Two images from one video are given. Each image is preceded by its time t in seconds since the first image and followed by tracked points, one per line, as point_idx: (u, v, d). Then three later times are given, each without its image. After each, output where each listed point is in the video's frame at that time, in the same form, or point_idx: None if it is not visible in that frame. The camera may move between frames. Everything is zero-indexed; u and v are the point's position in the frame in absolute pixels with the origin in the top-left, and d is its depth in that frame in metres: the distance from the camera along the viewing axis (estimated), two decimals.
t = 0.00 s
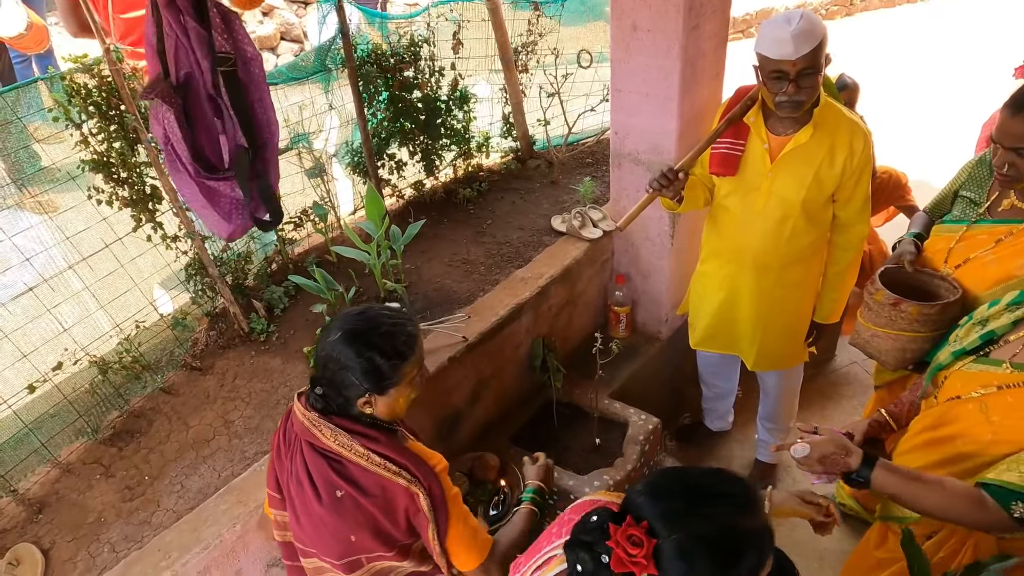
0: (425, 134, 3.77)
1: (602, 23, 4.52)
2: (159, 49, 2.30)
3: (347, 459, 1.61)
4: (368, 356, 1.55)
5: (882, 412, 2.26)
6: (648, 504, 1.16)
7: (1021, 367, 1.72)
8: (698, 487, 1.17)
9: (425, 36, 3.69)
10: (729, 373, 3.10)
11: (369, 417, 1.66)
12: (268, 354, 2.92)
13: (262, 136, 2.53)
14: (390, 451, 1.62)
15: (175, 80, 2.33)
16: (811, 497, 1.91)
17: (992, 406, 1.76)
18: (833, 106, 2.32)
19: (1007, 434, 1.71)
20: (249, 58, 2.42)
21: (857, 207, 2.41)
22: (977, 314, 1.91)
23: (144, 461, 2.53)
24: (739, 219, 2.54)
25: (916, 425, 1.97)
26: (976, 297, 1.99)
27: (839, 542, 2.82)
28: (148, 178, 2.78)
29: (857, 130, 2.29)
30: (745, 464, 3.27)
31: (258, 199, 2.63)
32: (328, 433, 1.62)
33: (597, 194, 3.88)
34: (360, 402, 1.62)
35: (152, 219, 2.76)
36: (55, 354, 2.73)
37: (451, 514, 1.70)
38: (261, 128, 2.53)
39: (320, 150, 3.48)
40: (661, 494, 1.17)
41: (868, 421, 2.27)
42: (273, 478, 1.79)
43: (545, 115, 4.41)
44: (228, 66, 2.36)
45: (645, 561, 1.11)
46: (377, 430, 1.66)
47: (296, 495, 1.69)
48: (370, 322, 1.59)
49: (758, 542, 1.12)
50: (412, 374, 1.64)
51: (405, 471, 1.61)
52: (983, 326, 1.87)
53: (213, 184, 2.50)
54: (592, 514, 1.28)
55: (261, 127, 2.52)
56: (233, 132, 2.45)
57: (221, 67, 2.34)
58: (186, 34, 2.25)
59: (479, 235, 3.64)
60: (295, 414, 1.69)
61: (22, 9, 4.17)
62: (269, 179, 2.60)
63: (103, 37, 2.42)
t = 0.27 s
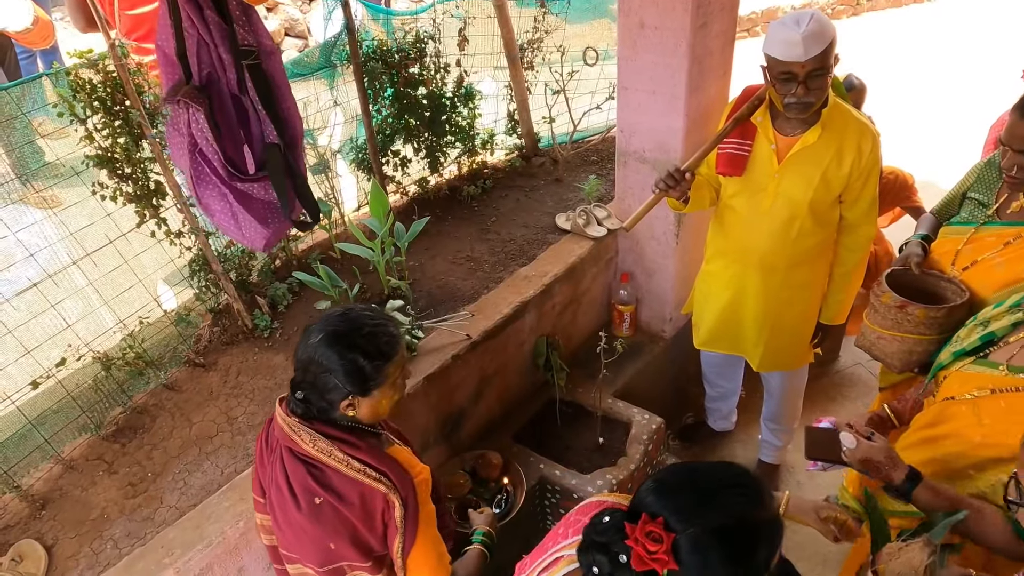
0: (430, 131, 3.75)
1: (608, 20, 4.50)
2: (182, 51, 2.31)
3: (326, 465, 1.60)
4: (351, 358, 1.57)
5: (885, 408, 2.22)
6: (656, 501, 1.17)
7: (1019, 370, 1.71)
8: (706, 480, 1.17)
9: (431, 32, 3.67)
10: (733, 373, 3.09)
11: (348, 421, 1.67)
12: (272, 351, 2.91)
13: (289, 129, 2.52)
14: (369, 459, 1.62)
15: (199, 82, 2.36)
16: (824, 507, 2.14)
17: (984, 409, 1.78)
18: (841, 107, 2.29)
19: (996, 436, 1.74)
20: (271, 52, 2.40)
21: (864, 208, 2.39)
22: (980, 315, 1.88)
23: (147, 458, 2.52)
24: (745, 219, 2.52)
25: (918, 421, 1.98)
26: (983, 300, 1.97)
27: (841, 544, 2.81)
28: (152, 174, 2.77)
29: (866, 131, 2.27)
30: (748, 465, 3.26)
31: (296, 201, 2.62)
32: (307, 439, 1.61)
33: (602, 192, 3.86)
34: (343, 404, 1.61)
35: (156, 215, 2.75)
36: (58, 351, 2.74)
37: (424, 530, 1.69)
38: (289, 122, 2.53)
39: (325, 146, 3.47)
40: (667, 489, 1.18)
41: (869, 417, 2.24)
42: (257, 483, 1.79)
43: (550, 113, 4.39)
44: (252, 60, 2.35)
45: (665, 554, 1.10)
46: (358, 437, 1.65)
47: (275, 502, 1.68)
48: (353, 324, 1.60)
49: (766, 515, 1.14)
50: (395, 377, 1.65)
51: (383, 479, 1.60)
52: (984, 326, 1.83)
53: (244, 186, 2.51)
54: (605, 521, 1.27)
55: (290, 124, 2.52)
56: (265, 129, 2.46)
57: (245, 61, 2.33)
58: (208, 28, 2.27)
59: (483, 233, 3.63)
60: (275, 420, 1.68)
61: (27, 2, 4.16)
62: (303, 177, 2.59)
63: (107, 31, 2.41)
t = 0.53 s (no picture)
0: (432, 128, 3.74)
1: (611, 18, 4.48)
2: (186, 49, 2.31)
3: (299, 476, 1.58)
4: (325, 365, 1.54)
5: (891, 406, 2.15)
6: (660, 505, 1.14)
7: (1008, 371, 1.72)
8: (700, 477, 1.16)
9: (433, 29, 3.66)
10: (734, 372, 3.09)
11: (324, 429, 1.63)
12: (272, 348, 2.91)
13: (291, 129, 2.52)
14: (341, 470, 1.57)
15: (201, 79, 2.36)
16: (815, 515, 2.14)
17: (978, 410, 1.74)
18: (845, 107, 2.28)
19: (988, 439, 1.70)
20: (277, 49, 2.41)
21: (866, 209, 2.38)
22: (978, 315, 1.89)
23: (147, 454, 2.53)
24: (748, 219, 2.51)
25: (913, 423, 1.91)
26: (984, 300, 1.97)
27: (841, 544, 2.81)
28: (153, 170, 2.76)
29: (870, 132, 2.26)
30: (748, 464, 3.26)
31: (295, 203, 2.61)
32: (281, 449, 1.60)
33: (604, 190, 3.85)
34: (320, 412, 1.59)
35: (157, 211, 2.75)
36: (58, 346, 2.72)
37: (400, 544, 1.64)
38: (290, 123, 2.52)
39: (326, 143, 3.46)
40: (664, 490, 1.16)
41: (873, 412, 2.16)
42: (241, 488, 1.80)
43: (553, 110, 4.37)
44: (253, 57, 2.35)
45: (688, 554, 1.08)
46: (332, 447, 1.61)
47: (252, 510, 1.68)
48: (327, 331, 1.58)
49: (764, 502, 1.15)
50: (373, 383, 1.62)
51: (355, 490, 1.56)
52: (980, 327, 1.84)
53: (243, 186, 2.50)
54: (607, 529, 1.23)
55: (293, 125, 2.52)
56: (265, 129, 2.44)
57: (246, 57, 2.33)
58: (210, 26, 2.24)
59: (485, 230, 3.62)
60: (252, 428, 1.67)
61: None
62: (303, 180, 2.57)
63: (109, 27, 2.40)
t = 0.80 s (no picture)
0: (432, 126, 3.73)
1: (613, 16, 4.46)
2: (176, 44, 2.39)
3: (277, 487, 1.46)
4: (302, 375, 1.41)
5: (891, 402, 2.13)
6: (646, 522, 1.11)
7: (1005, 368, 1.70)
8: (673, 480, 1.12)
9: (434, 26, 3.65)
10: (733, 372, 3.08)
11: (306, 439, 1.50)
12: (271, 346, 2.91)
13: (275, 131, 2.58)
14: (318, 482, 1.44)
15: (189, 75, 2.43)
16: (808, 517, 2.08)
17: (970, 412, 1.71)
18: (846, 107, 2.28)
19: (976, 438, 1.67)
20: (266, 52, 2.46)
21: (867, 210, 2.37)
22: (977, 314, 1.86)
23: (145, 452, 2.53)
24: (747, 218, 2.51)
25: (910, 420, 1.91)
26: (984, 301, 1.97)
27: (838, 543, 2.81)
28: (152, 167, 2.76)
29: (870, 132, 2.26)
30: (747, 463, 3.26)
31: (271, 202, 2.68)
32: (258, 459, 1.48)
33: (604, 188, 3.84)
34: (299, 423, 1.45)
35: (156, 208, 2.75)
36: (56, 343, 2.72)
37: (384, 558, 1.49)
38: (275, 125, 2.58)
39: (326, 140, 3.46)
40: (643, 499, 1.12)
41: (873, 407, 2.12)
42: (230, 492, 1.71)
43: (553, 108, 4.36)
44: (240, 58, 2.39)
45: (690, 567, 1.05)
46: (309, 457, 1.47)
47: (236, 519, 1.59)
48: (302, 338, 1.44)
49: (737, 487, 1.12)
50: (354, 390, 1.49)
51: (332, 503, 1.43)
52: (978, 326, 1.82)
53: (222, 182, 2.61)
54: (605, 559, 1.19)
55: (276, 126, 2.57)
56: (247, 130, 2.48)
57: (233, 58, 2.36)
58: (199, 25, 2.29)
59: (485, 228, 3.61)
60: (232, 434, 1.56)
61: None
62: (280, 180, 2.62)
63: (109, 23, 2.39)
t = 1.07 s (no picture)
0: (433, 124, 3.72)
1: (615, 14, 4.45)
2: (171, 37, 2.38)
3: (267, 491, 1.44)
4: (296, 378, 1.39)
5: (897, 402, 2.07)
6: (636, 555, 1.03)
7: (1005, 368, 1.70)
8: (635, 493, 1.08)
9: (435, 24, 3.64)
10: (733, 371, 3.08)
11: (299, 442, 1.48)
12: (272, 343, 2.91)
13: (272, 125, 2.55)
14: (308, 486, 1.41)
15: (185, 67, 2.42)
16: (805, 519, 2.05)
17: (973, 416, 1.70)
18: (849, 107, 2.27)
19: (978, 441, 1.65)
20: (263, 47, 2.43)
21: (869, 210, 2.36)
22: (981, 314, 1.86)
23: (146, 450, 2.54)
24: (748, 217, 2.50)
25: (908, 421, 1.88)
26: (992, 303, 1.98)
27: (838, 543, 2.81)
28: (153, 164, 2.76)
29: (872, 132, 2.25)
30: (747, 462, 3.25)
31: (265, 194, 2.66)
32: (248, 463, 1.46)
33: (606, 187, 3.84)
34: (292, 426, 1.43)
35: (157, 206, 2.74)
36: (57, 341, 2.72)
37: (379, 561, 1.45)
38: (272, 118, 2.56)
39: (327, 138, 3.45)
40: (612, 525, 1.07)
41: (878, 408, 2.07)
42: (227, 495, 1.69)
43: (555, 106, 4.36)
44: (238, 55, 2.37)
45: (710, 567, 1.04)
46: (299, 461, 1.44)
47: (230, 524, 1.57)
48: (296, 340, 1.41)
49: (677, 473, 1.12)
50: (348, 392, 1.47)
51: (321, 507, 1.39)
52: (983, 326, 1.82)
53: (218, 174, 2.61)
54: None
55: (272, 121, 2.55)
56: (242, 123, 2.47)
57: (230, 54, 2.35)
58: (197, 20, 2.29)
59: (486, 226, 3.61)
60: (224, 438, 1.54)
61: None
62: (275, 172, 2.59)
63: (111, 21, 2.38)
